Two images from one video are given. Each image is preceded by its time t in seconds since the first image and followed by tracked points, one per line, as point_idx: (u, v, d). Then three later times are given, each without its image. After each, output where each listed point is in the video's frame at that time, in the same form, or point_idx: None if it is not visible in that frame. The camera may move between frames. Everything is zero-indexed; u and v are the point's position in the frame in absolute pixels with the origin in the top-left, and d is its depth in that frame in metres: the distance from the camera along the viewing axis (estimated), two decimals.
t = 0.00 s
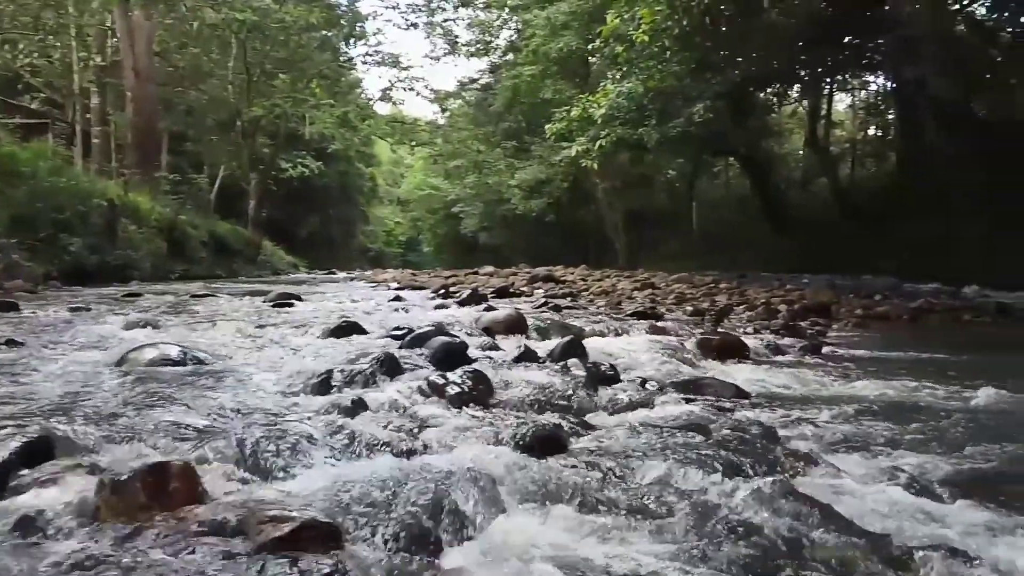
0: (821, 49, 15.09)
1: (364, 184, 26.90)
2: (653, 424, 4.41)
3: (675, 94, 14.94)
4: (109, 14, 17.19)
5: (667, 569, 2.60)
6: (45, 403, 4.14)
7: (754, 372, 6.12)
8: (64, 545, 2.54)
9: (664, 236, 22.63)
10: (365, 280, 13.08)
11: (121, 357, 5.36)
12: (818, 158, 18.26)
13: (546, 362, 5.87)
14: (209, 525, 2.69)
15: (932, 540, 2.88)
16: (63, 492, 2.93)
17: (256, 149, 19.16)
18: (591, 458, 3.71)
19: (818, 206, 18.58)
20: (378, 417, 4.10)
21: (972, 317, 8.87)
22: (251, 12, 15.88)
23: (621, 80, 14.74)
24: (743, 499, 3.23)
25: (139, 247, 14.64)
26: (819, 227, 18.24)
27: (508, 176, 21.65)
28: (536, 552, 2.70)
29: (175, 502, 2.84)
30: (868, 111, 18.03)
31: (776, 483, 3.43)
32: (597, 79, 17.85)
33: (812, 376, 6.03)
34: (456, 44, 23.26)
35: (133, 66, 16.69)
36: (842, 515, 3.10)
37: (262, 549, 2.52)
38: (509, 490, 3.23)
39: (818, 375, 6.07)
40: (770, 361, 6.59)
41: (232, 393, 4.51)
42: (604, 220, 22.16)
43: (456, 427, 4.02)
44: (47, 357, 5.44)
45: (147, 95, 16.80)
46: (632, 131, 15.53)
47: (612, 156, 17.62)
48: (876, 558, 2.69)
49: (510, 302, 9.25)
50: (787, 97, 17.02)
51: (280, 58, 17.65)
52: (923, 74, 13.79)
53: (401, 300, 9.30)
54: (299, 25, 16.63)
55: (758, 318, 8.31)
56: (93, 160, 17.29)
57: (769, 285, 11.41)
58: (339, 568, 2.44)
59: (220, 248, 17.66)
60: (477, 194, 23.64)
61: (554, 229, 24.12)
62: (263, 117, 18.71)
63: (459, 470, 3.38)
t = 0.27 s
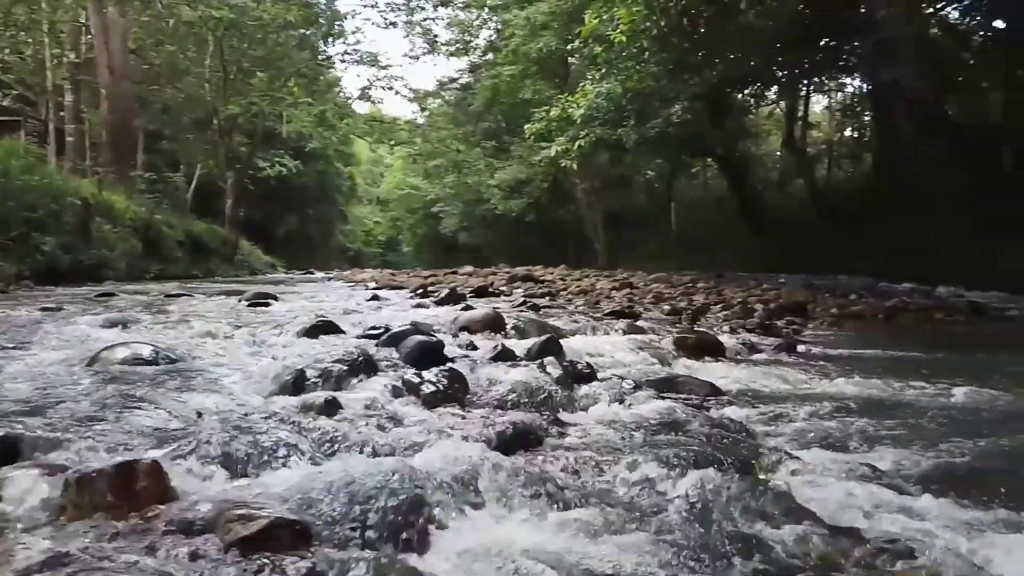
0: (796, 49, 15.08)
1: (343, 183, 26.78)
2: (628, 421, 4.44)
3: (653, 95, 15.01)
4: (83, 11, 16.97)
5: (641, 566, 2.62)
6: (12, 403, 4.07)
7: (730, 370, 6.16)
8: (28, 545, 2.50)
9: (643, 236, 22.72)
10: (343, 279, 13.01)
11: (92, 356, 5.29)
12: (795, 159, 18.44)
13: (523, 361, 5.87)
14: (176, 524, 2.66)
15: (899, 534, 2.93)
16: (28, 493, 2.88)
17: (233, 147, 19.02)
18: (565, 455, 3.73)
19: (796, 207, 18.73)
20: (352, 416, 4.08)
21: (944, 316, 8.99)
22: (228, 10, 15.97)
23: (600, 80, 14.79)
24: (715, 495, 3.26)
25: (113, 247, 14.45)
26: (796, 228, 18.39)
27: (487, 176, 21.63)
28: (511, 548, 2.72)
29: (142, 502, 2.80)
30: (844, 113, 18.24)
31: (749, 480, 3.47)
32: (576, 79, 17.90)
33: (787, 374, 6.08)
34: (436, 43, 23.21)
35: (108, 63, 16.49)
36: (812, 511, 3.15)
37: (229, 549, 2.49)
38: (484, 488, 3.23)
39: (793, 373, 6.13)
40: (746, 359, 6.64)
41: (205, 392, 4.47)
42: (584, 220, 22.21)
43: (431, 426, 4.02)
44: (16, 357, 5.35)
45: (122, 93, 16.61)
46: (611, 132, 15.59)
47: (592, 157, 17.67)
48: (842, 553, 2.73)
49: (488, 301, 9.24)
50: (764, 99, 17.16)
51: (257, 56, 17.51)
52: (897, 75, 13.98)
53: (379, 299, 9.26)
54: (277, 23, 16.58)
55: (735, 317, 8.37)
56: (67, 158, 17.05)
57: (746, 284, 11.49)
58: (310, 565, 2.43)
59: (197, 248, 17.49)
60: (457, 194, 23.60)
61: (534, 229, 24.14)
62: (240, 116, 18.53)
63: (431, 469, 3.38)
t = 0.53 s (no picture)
0: (779, 50, 15.15)
1: (326, 182, 26.66)
2: (609, 420, 4.44)
3: (637, 95, 15.07)
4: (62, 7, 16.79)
5: (619, 565, 2.63)
6: None
7: (712, 369, 6.19)
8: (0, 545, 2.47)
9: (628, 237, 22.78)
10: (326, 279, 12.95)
11: (69, 356, 5.23)
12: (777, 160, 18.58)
13: (505, 360, 5.86)
14: (153, 524, 2.64)
15: (875, 530, 2.96)
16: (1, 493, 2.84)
17: (216, 146, 18.91)
18: (545, 453, 3.73)
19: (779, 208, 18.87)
20: (332, 415, 4.06)
21: (924, 316, 9.08)
22: (210, 8, 16.17)
23: (585, 81, 14.84)
24: (692, 492, 3.28)
25: (94, 246, 14.30)
26: (779, 228, 18.52)
27: (472, 176, 21.62)
28: (491, 547, 2.72)
29: (118, 501, 2.78)
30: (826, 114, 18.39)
31: (726, 476, 3.49)
32: (560, 80, 17.94)
33: (767, 373, 6.12)
34: (420, 43, 23.18)
35: (88, 60, 16.32)
36: (790, 507, 3.17)
37: (206, 548, 2.48)
38: (463, 485, 3.23)
39: (774, 372, 6.16)
40: (727, 358, 6.67)
41: (184, 392, 4.43)
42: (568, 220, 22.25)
43: (411, 425, 4.01)
44: None
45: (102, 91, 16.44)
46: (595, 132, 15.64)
47: (576, 157, 17.71)
48: (819, 549, 2.76)
49: (472, 301, 9.23)
50: (747, 100, 17.26)
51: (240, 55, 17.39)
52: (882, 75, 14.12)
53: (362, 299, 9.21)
54: (260, 22, 16.73)
55: (717, 316, 8.41)
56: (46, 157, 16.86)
57: (728, 284, 11.55)
58: (286, 563, 2.41)
59: (178, 247, 17.35)
60: (441, 194, 23.56)
61: (518, 229, 24.14)
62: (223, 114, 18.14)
63: (411, 467, 3.37)
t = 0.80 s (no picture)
0: (759, 52, 15.15)
1: (307, 182, 26.51)
2: (588, 417, 4.46)
3: (619, 95, 15.13)
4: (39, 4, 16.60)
5: (594, 563, 2.64)
6: None
7: (691, 367, 6.23)
8: None
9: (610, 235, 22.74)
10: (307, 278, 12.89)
11: (43, 355, 5.17)
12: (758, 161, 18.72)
13: (485, 358, 5.87)
14: (124, 523, 2.61)
15: (848, 524, 2.99)
16: None
17: (196, 145, 18.78)
18: (522, 451, 3.74)
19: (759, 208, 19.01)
20: (309, 414, 4.05)
21: (901, 315, 9.17)
22: (190, 6, 16.16)
23: (567, 81, 14.89)
24: (667, 488, 3.30)
25: (71, 246, 14.15)
26: (761, 228, 18.61)
27: (454, 176, 21.61)
28: (466, 544, 2.72)
29: (91, 500, 2.75)
30: (807, 115, 18.55)
31: (701, 472, 3.52)
32: (543, 80, 17.98)
33: (746, 371, 6.16)
34: (403, 42, 23.14)
35: (66, 58, 16.15)
36: (764, 503, 3.20)
37: (177, 545, 2.46)
38: (438, 483, 3.23)
39: (752, 370, 6.20)
40: (707, 356, 6.71)
41: (160, 391, 4.40)
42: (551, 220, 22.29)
43: (389, 423, 4.00)
44: None
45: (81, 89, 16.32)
46: (578, 132, 15.68)
47: (559, 158, 17.74)
48: (793, 547, 2.79)
49: (453, 300, 9.22)
50: (728, 101, 17.37)
51: (221, 54, 17.29)
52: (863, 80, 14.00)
53: (342, 299, 9.17)
54: (241, 19, 16.79)
55: (697, 315, 8.46)
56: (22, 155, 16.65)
57: (709, 284, 11.62)
58: (258, 562, 2.40)
59: (157, 247, 17.20)
60: (423, 194, 23.53)
61: (500, 229, 24.14)
62: (203, 114, 18.04)
63: (387, 465, 3.37)
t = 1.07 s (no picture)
0: (739, 53, 15.23)
1: (286, 181, 26.34)
2: (563, 415, 4.47)
3: (599, 95, 15.19)
4: None
5: (564, 557, 2.66)
6: None
7: (668, 366, 6.26)
8: None
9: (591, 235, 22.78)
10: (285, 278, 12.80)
11: (13, 355, 5.09)
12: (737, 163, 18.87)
13: (463, 358, 5.86)
14: (92, 522, 2.57)
15: (816, 518, 3.03)
16: None
17: (173, 144, 18.62)
18: (497, 448, 3.75)
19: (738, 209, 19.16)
20: (283, 413, 4.03)
21: (876, 314, 9.28)
22: (168, 4, 16.04)
23: (547, 81, 14.95)
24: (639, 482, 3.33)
25: (45, 245, 13.96)
26: (740, 228, 18.70)
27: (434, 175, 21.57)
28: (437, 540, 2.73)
29: (57, 499, 2.71)
30: (785, 116, 18.70)
31: (673, 468, 3.55)
32: (523, 80, 18.02)
33: (723, 369, 6.20)
34: (383, 41, 23.07)
35: (40, 54, 15.95)
36: (735, 498, 3.23)
37: (146, 544, 2.43)
38: (411, 480, 3.23)
39: (729, 368, 6.25)
40: (684, 355, 6.75)
41: (132, 391, 4.36)
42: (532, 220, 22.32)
43: (363, 421, 3.99)
44: None
45: (56, 86, 16.15)
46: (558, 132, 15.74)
47: (539, 159, 17.77)
48: (762, 539, 2.82)
49: (432, 299, 9.19)
50: (707, 102, 17.49)
51: (199, 52, 17.18)
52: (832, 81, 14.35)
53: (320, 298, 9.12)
54: (219, 16, 16.66)
55: (675, 315, 8.51)
56: None
57: (687, 284, 11.69)
58: (227, 559, 2.38)
59: (134, 246, 17.01)
60: (403, 194, 23.47)
61: (481, 229, 24.11)
62: (180, 112, 17.90)
63: (359, 463, 3.37)
